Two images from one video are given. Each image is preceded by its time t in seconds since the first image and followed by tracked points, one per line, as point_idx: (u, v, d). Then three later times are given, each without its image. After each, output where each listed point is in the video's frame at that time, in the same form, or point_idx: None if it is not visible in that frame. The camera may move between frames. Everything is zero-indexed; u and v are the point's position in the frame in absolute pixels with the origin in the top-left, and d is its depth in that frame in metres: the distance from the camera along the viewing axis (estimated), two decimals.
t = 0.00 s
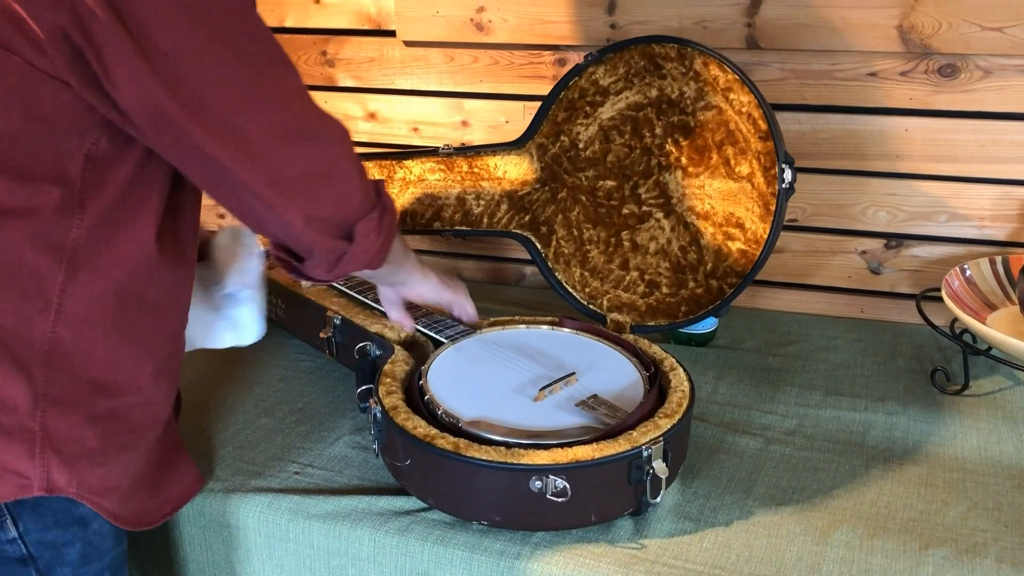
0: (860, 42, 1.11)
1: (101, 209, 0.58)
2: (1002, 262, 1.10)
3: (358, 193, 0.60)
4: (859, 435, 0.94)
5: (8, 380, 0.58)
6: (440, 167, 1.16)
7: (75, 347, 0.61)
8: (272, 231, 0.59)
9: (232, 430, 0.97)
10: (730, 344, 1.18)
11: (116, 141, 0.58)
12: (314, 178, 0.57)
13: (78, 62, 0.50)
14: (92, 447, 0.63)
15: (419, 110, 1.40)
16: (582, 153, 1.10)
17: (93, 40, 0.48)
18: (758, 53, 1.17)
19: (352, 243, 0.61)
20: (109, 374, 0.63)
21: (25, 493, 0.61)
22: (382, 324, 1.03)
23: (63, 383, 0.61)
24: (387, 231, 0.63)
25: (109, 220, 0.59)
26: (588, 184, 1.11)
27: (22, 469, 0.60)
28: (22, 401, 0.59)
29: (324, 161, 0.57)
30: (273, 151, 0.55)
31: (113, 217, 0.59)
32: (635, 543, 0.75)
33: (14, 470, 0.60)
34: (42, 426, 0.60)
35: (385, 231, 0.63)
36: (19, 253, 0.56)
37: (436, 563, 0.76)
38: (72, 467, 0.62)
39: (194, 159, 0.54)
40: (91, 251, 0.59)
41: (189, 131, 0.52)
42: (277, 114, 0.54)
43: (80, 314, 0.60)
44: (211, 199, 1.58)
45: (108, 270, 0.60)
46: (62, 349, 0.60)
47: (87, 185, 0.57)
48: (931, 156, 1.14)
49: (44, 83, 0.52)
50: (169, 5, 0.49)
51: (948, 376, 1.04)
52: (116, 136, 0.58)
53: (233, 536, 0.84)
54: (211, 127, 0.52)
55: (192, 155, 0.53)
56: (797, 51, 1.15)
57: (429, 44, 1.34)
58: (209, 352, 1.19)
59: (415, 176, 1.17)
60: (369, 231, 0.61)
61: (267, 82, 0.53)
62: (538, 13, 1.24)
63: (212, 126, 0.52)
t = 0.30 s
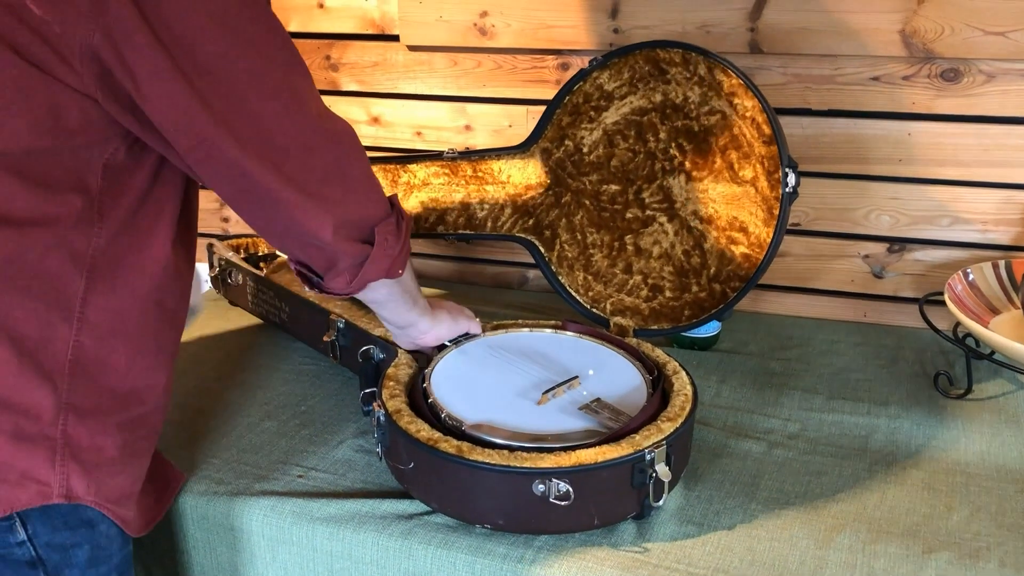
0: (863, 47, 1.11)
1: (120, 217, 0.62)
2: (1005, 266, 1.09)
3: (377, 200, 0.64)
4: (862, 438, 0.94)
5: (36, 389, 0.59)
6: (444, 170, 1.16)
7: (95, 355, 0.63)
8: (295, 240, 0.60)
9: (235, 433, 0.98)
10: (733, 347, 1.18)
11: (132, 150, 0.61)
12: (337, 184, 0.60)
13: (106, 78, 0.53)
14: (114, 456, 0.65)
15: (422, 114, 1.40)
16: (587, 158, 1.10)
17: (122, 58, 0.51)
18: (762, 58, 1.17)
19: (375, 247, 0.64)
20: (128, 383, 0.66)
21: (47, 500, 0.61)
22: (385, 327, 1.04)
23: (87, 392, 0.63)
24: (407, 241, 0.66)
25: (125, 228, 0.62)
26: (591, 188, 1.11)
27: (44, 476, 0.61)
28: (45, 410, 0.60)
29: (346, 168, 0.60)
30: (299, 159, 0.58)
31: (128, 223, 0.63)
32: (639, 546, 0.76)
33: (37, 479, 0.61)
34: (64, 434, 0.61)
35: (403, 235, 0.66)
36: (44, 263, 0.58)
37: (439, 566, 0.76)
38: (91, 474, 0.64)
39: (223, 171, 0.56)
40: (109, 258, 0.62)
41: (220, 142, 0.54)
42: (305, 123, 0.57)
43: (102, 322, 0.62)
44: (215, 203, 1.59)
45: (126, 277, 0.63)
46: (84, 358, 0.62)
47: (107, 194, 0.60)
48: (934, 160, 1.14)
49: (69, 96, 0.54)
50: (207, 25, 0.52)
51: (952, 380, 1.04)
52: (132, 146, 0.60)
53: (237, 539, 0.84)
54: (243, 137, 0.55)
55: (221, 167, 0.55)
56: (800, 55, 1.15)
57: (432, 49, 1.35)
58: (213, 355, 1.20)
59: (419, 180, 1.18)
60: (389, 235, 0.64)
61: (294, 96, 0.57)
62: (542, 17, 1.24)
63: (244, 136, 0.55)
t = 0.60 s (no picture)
0: (865, 50, 1.11)
1: (110, 221, 0.61)
2: (1008, 269, 1.09)
3: (383, 195, 0.64)
4: (865, 441, 0.94)
5: (26, 395, 0.59)
6: (448, 173, 1.16)
7: (83, 359, 0.63)
8: (301, 239, 0.61)
9: (238, 435, 0.98)
10: (735, 350, 1.19)
11: (123, 153, 0.60)
12: (344, 181, 0.61)
13: (85, 73, 0.53)
14: (105, 462, 0.65)
15: (425, 117, 1.41)
16: (590, 160, 1.11)
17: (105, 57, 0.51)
18: (764, 61, 1.17)
19: (383, 243, 0.64)
20: (118, 386, 0.66)
21: (39, 508, 0.62)
22: (389, 330, 1.04)
23: (76, 397, 0.63)
24: (415, 232, 0.67)
25: (114, 232, 0.62)
26: (595, 191, 1.12)
27: (36, 485, 0.61)
28: (35, 416, 0.60)
29: (353, 165, 0.61)
30: (304, 158, 0.58)
31: (118, 226, 0.62)
32: (641, 548, 0.76)
33: (29, 487, 0.61)
34: (55, 441, 0.62)
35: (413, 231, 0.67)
36: (32, 268, 0.58)
37: (441, 568, 0.76)
38: (83, 480, 0.64)
39: (224, 172, 0.56)
40: (97, 262, 0.61)
41: (219, 143, 0.54)
42: (309, 122, 0.58)
43: (92, 326, 0.62)
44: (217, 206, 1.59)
45: (116, 281, 0.63)
46: (73, 363, 0.62)
47: (96, 197, 0.60)
48: (936, 163, 1.14)
49: (52, 95, 0.54)
50: (201, 24, 0.52)
51: (954, 384, 1.04)
52: (123, 146, 0.60)
53: (240, 542, 0.84)
54: (242, 137, 0.55)
55: (221, 168, 0.55)
56: (802, 58, 1.15)
57: (435, 52, 1.35)
58: (215, 357, 1.20)
59: (422, 183, 1.18)
60: (398, 230, 0.65)
61: (292, 93, 0.57)
62: (544, 20, 1.25)
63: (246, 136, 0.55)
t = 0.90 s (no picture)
0: (866, 50, 1.12)
1: (88, 215, 0.58)
2: (1010, 269, 1.09)
3: (383, 180, 0.60)
4: (866, 442, 0.94)
5: None
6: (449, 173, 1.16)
7: (64, 362, 0.60)
8: (297, 229, 0.58)
9: (241, 434, 0.98)
10: (736, 350, 1.19)
11: (102, 145, 0.57)
12: (339, 168, 0.57)
13: (49, 54, 0.49)
14: (93, 472, 0.62)
15: (426, 116, 1.41)
16: (591, 160, 1.10)
17: (78, 40, 0.47)
18: (766, 61, 1.17)
19: (383, 230, 0.61)
20: (110, 393, 0.63)
21: (13, 517, 0.59)
22: (390, 330, 1.04)
23: (53, 402, 0.60)
24: (418, 217, 0.63)
25: (94, 227, 0.59)
26: (596, 190, 1.11)
27: (10, 492, 0.58)
28: (10, 419, 0.58)
29: (348, 149, 0.57)
30: (293, 147, 0.54)
31: (98, 222, 0.59)
32: (642, 548, 0.76)
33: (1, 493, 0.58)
34: (32, 446, 0.59)
35: (416, 215, 0.63)
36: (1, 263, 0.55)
37: (444, 568, 0.76)
38: (64, 491, 0.61)
39: (210, 166, 0.53)
40: (75, 260, 0.59)
41: (200, 132, 0.51)
42: (296, 108, 0.54)
43: (71, 326, 0.60)
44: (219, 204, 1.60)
45: (98, 280, 0.60)
46: (54, 365, 0.60)
47: (72, 190, 0.57)
48: (937, 163, 1.14)
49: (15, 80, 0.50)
50: (178, 8, 0.48)
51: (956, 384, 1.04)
52: (103, 136, 0.57)
53: (244, 543, 0.84)
54: (226, 124, 0.52)
55: (202, 155, 0.52)
56: (804, 58, 1.15)
57: (437, 51, 1.35)
58: (217, 356, 1.20)
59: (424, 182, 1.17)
60: (399, 215, 0.61)
61: (278, 75, 0.53)
62: (545, 19, 1.25)
63: (229, 128, 0.52)
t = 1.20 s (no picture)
0: (867, 45, 1.12)
1: (84, 220, 0.57)
2: (1012, 265, 1.09)
3: (398, 164, 0.58)
4: (868, 437, 0.94)
5: (0, 409, 0.56)
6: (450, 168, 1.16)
7: (70, 371, 0.59)
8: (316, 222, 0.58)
9: (244, 429, 0.98)
10: (739, 345, 1.19)
11: (96, 146, 0.57)
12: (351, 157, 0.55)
13: (30, 57, 0.48)
14: (104, 477, 0.62)
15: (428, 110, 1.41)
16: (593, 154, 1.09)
17: (59, 47, 0.47)
18: (769, 55, 1.17)
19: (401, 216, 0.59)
20: (119, 399, 0.62)
21: (25, 526, 0.60)
22: (392, 324, 1.04)
23: (58, 410, 0.59)
24: (439, 197, 0.61)
25: (92, 233, 0.58)
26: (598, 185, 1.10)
27: (21, 503, 0.59)
28: (15, 432, 0.57)
29: (357, 136, 0.56)
30: (299, 142, 0.53)
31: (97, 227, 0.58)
32: (644, 542, 0.76)
33: (12, 506, 0.59)
34: (39, 456, 0.59)
35: (436, 195, 0.61)
36: None
37: (451, 564, 0.76)
38: (73, 497, 0.61)
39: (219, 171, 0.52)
40: (76, 266, 0.58)
41: (196, 136, 0.50)
42: (297, 103, 0.52)
43: (73, 335, 0.59)
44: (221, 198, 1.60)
45: (102, 286, 0.59)
46: (60, 374, 0.59)
47: (66, 194, 0.56)
48: (940, 159, 1.14)
49: None
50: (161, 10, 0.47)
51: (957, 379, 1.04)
52: (94, 138, 0.56)
53: (252, 539, 0.85)
54: (224, 125, 0.50)
55: (210, 161, 0.52)
56: (806, 53, 1.15)
57: (439, 45, 1.35)
58: (219, 350, 1.21)
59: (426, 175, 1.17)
60: (418, 199, 0.59)
61: (273, 72, 0.51)
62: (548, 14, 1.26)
63: (231, 131, 0.51)
